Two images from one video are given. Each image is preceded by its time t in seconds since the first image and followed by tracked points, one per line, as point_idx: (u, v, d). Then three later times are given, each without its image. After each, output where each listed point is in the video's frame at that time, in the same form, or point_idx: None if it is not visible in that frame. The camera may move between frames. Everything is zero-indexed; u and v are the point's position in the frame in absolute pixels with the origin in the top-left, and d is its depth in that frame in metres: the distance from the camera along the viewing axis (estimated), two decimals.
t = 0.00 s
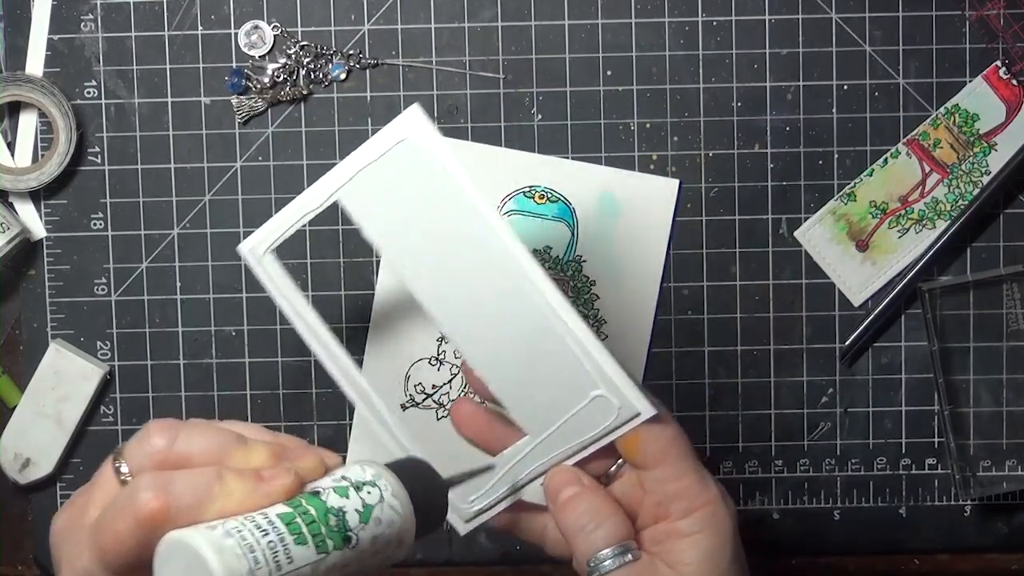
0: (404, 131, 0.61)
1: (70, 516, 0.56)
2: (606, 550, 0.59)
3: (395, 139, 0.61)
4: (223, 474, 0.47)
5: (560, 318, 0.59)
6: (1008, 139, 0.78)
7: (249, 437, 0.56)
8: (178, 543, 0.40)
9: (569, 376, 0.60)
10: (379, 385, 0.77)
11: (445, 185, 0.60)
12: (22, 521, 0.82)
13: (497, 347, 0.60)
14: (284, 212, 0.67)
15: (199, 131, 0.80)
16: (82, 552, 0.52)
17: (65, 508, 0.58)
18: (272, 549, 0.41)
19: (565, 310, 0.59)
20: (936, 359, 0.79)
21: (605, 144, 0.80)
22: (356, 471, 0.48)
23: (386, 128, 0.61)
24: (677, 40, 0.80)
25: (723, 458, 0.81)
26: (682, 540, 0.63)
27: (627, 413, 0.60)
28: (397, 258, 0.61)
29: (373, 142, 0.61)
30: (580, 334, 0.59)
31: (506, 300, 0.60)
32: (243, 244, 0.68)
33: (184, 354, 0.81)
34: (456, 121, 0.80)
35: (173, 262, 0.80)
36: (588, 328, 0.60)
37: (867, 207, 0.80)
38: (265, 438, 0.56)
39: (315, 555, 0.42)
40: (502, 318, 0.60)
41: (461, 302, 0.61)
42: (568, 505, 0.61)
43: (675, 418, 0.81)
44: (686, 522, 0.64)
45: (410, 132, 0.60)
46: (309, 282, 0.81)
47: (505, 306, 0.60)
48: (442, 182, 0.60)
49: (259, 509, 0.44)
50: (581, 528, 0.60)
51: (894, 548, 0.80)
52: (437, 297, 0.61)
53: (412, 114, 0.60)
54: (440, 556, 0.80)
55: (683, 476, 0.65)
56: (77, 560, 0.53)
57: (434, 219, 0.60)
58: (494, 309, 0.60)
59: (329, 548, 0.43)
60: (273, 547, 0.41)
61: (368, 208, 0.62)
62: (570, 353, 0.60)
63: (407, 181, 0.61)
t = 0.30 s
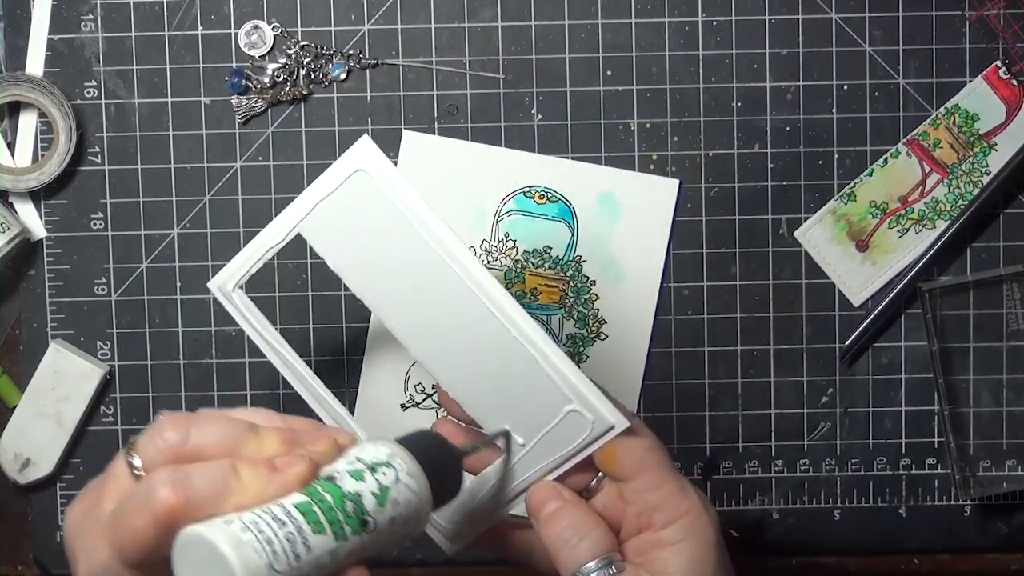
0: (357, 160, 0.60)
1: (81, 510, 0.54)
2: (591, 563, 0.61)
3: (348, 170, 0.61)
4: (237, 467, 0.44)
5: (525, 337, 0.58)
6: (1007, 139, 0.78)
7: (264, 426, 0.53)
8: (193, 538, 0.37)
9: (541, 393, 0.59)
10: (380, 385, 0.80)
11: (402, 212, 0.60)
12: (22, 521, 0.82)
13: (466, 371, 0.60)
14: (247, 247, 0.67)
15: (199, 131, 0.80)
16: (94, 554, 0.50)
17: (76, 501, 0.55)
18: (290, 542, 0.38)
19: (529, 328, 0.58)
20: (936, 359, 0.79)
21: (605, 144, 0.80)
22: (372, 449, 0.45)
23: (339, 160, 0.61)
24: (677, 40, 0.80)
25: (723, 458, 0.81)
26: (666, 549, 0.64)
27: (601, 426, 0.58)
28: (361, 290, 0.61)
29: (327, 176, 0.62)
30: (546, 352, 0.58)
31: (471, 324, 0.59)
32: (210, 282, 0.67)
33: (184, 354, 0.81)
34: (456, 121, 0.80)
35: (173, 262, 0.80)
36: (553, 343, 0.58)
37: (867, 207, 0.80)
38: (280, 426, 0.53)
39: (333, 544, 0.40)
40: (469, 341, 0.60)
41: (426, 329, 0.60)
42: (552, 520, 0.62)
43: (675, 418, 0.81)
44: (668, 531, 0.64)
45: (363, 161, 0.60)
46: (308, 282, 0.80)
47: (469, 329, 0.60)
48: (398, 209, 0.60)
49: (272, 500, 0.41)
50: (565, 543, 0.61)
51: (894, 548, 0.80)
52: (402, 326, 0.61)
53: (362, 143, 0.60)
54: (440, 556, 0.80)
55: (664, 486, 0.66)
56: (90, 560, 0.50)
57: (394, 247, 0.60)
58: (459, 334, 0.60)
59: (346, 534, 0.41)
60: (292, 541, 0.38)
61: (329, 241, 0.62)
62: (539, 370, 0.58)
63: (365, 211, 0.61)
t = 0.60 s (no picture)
0: (350, 162, 0.61)
1: (49, 506, 0.56)
2: (586, 564, 0.60)
3: (342, 173, 0.61)
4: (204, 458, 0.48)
5: (521, 338, 0.58)
6: (1008, 139, 0.78)
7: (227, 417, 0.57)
8: (163, 529, 0.40)
9: (537, 394, 0.59)
10: (381, 385, 0.80)
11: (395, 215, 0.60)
12: (22, 521, 0.82)
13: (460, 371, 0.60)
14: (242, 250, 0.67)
15: (199, 131, 0.80)
16: (62, 545, 0.52)
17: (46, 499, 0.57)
18: (258, 531, 0.41)
19: (525, 330, 0.58)
20: (936, 359, 0.79)
21: (605, 144, 0.80)
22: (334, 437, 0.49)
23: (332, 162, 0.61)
24: (677, 40, 0.80)
25: (723, 458, 0.81)
26: (661, 550, 0.64)
27: (597, 426, 0.59)
28: (356, 293, 0.61)
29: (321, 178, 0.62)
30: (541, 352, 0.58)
31: (466, 325, 0.59)
32: (202, 286, 0.68)
33: (184, 354, 0.81)
34: (456, 121, 0.80)
35: (173, 262, 0.80)
36: (549, 345, 0.59)
37: (867, 207, 0.80)
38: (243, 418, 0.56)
39: (300, 531, 0.43)
40: (464, 343, 0.60)
41: (420, 330, 0.60)
42: (547, 521, 0.61)
43: (675, 418, 0.81)
44: (664, 531, 0.64)
45: (356, 164, 0.60)
46: (308, 282, 0.80)
47: (464, 329, 0.60)
48: (391, 213, 0.60)
49: (244, 487, 0.44)
50: (561, 544, 0.61)
51: (894, 548, 0.80)
52: (396, 327, 0.61)
53: (355, 146, 0.60)
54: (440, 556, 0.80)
55: (660, 487, 0.66)
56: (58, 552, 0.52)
57: (387, 249, 0.60)
58: (454, 336, 0.60)
59: (314, 521, 0.44)
60: (259, 528, 0.41)
61: (322, 243, 0.62)
62: (535, 371, 0.59)
63: (359, 213, 0.61)
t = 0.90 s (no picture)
0: (355, 156, 0.60)
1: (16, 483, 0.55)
2: (588, 560, 0.61)
3: (347, 167, 0.60)
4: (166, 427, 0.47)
5: (524, 331, 0.58)
6: (1008, 139, 0.78)
7: (191, 384, 0.56)
8: (124, 494, 0.38)
9: (539, 388, 0.59)
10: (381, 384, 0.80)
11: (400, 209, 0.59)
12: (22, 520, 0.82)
13: (464, 365, 0.60)
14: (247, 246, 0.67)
15: (199, 131, 0.80)
16: (29, 520, 0.52)
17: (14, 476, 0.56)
18: (217, 490, 0.38)
19: (527, 323, 0.58)
20: (936, 359, 0.79)
21: (605, 144, 0.80)
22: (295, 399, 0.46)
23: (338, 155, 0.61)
24: (677, 40, 0.80)
25: (723, 458, 0.81)
26: (662, 546, 0.63)
27: (600, 422, 0.58)
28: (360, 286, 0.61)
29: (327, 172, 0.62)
30: (543, 346, 0.58)
31: (470, 319, 0.59)
32: (205, 281, 0.67)
33: (184, 354, 0.81)
34: (456, 121, 0.80)
35: (173, 262, 0.80)
36: (552, 339, 0.58)
37: (867, 207, 0.80)
38: (207, 385, 0.55)
39: (264, 489, 0.40)
40: (467, 336, 0.59)
41: (423, 324, 0.60)
42: (548, 518, 0.61)
43: (675, 418, 0.81)
44: (664, 528, 0.64)
45: (362, 157, 0.60)
46: (308, 282, 0.80)
47: (467, 324, 0.59)
48: (395, 206, 0.60)
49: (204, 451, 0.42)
50: (562, 540, 0.62)
51: (894, 548, 0.80)
52: (400, 321, 0.61)
53: (360, 139, 0.60)
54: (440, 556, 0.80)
55: (661, 482, 0.66)
56: (28, 526, 0.52)
57: (392, 243, 0.60)
58: (458, 330, 0.59)
59: (277, 479, 0.41)
60: (218, 484, 0.39)
61: (327, 237, 0.62)
62: (538, 366, 0.58)
63: (364, 207, 0.61)
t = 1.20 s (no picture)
0: (373, 137, 0.60)
1: None
2: (591, 547, 0.61)
3: (364, 147, 0.60)
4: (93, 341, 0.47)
5: (536, 320, 0.59)
6: (1008, 139, 0.79)
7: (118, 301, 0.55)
8: (54, 408, 0.40)
9: (548, 377, 0.60)
10: (380, 385, 0.80)
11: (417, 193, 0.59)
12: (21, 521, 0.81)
13: (476, 349, 0.60)
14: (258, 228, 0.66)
15: (199, 131, 0.80)
16: None
17: None
18: (147, 395, 0.41)
19: (541, 312, 0.59)
20: (936, 359, 0.79)
21: (605, 144, 0.80)
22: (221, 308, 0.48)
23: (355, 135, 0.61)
24: (677, 40, 0.80)
25: (723, 458, 0.81)
26: (666, 535, 0.64)
27: (606, 411, 0.60)
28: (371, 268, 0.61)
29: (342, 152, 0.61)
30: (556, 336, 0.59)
31: (483, 305, 0.60)
32: (221, 263, 0.65)
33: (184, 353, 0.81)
34: (456, 121, 0.80)
35: (173, 263, 0.80)
36: (564, 329, 0.59)
37: (867, 207, 0.80)
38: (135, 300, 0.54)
39: (195, 394, 0.43)
40: (480, 321, 0.60)
41: (436, 307, 0.61)
42: (553, 505, 0.61)
43: (676, 418, 0.81)
44: (669, 517, 0.64)
45: (379, 138, 0.60)
46: (308, 282, 0.80)
47: (480, 308, 0.60)
48: (411, 190, 0.60)
49: (135, 360, 0.44)
50: (566, 527, 0.61)
51: (894, 549, 0.80)
52: (412, 304, 0.61)
53: (379, 120, 0.59)
54: (440, 556, 0.80)
55: (666, 471, 0.66)
56: None
57: (408, 225, 0.60)
58: (471, 314, 0.60)
59: (208, 382, 0.43)
60: (148, 392, 0.41)
61: (340, 218, 0.61)
62: (548, 354, 0.59)
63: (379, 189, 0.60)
